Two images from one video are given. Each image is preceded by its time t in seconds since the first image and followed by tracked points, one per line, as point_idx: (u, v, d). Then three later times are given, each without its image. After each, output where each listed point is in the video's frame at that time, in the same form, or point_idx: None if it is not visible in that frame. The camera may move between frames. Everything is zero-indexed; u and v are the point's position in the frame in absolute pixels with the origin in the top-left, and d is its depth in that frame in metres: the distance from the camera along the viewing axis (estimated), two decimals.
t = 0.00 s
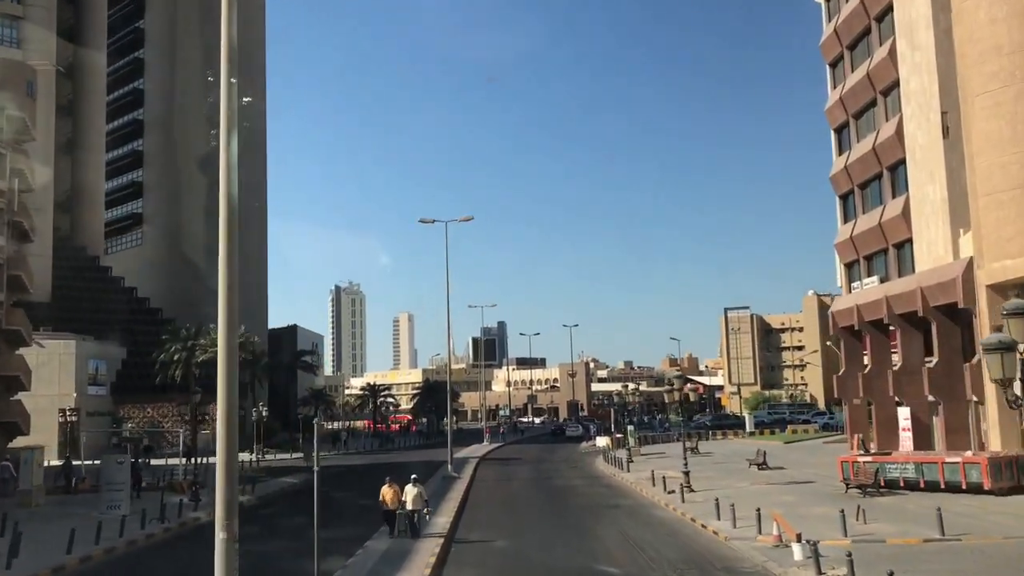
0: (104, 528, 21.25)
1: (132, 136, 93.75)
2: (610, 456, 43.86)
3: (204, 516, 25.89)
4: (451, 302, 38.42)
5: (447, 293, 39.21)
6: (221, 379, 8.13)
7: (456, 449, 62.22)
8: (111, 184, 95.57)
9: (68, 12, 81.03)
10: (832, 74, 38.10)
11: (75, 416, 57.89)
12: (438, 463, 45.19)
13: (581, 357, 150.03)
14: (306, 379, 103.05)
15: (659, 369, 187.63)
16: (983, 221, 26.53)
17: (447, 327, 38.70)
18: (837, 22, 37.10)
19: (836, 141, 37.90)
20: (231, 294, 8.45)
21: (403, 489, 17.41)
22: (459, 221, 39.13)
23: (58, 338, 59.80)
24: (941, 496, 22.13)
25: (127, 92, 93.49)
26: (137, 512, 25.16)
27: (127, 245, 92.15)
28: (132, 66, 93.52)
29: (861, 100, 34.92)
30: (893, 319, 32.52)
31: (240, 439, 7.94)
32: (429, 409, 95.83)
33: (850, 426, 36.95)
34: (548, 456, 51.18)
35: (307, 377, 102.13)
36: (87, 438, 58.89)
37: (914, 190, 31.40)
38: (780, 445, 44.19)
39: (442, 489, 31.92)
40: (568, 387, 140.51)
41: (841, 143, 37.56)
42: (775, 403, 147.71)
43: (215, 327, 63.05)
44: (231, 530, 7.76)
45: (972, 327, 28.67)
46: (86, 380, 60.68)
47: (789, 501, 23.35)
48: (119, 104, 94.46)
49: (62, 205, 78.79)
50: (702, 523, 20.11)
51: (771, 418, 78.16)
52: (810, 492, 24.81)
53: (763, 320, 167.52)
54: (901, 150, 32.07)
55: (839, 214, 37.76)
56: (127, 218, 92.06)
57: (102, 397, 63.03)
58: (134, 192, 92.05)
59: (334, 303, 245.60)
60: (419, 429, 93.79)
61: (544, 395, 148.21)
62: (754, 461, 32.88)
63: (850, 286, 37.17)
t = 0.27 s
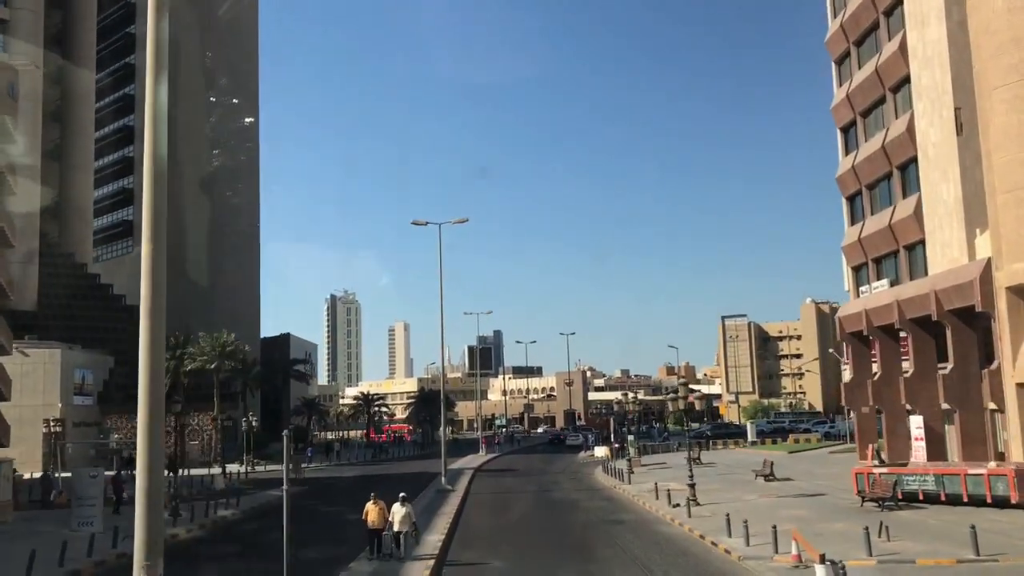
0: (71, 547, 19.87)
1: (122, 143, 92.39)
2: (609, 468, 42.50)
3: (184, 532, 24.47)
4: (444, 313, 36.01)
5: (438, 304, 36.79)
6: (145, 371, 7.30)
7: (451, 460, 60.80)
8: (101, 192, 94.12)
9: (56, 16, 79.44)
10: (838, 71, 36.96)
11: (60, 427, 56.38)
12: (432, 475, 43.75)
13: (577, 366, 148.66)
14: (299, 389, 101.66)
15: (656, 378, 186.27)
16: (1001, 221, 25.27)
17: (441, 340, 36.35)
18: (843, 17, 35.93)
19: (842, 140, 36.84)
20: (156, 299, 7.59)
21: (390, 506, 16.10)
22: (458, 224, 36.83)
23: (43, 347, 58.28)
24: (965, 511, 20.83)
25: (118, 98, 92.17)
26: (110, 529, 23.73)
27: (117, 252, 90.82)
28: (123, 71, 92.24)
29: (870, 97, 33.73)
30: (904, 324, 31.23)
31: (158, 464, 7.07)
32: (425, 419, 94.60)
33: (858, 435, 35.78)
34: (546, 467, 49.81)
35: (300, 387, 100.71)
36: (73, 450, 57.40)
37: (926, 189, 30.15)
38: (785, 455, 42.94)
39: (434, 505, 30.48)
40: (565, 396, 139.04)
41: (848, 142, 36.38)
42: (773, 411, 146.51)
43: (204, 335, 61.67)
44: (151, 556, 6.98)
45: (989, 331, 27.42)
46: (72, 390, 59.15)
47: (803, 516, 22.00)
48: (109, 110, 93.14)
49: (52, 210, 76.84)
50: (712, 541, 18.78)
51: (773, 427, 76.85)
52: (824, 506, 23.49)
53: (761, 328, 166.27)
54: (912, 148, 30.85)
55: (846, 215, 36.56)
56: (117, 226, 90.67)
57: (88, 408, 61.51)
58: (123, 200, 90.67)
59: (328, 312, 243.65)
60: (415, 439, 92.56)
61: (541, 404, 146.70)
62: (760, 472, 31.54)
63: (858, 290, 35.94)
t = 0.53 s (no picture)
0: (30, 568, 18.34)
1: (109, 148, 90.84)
2: (608, 478, 41.03)
3: (158, 548, 22.91)
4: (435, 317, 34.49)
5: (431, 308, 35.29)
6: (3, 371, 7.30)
7: (445, 471, 59.33)
8: (89, 197, 92.59)
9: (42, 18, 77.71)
10: (845, 67, 35.71)
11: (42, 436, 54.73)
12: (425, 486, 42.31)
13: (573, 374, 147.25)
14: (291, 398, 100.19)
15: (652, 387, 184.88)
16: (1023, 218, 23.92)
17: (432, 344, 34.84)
18: (851, 10, 34.67)
19: (849, 138, 35.57)
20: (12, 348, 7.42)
21: (372, 524, 14.65)
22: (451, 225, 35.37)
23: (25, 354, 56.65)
24: (992, 525, 19.48)
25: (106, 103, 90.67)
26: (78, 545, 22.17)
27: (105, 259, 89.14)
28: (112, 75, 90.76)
29: (879, 92, 32.45)
30: (918, 328, 29.82)
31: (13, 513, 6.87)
32: (419, 428, 93.17)
33: (867, 443, 34.47)
34: (542, 477, 48.38)
35: (292, 396, 99.20)
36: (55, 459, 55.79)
37: (941, 186, 28.81)
38: (789, 465, 41.56)
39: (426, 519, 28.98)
40: (561, 405, 137.54)
41: (856, 140, 35.07)
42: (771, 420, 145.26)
43: (191, 341, 60.17)
44: None
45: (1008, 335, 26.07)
46: (55, 398, 57.50)
47: (818, 531, 20.60)
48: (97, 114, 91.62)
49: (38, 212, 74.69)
50: (725, 559, 17.35)
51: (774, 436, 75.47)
52: (840, 520, 22.09)
53: (759, 336, 165.14)
54: (925, 145, 29.51)
55: (853, 215, 35.26)
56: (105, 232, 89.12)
57: (71, 416, 59.88)
58: (112, 206, 89.19)
59: (323, 321, 242.04)
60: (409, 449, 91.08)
61: (536, 413, 145.20)
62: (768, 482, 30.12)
63: (867, 293, 34.62)
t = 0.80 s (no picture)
0: None
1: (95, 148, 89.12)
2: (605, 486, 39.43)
3: (124, 561, 21.27)
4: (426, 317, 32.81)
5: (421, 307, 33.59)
6: None
7: (436, 477, 57.67)
8: (75, 198, 90.77)
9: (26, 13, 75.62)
10: (854, 59, 34.34)
11: (20, 441, 52.99)
12: (414, 494, 40.85)
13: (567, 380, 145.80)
14: (280, 403, 98.67)
15: (646, 393, 183.62)
16: None
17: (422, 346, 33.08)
18: None
19: (858, 131, 34.18)
20: None
21: (348, 543, 13.15)
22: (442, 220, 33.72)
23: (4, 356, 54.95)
24: None
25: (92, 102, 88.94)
26: (34, 559, 20.51)
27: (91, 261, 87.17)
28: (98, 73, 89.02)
29: (890, 83, 31.02)
30: (933, 329, 28.44)
31: None
32: (410, 433, 91.69)
33: (876, 449, 33.06)
34: (536, 484, 46.73)
35: (282, 400, 97.68)
36: (34, 465, 54.04)
37: (956, 179, 27.32)
38: (793, 473, 39.99)
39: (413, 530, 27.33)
40: (555, 410, 135.97)
41: (864, 134, 33.72)
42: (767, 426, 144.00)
43: (176, 344, 58.55)
44: None
45: None
46: (35, 402, 55.76)
47: (837, 545, 19.04)
48: (83, 114, 89.92)
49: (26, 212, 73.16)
50: None
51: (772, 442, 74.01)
52: (858, 534, 20.54)
53: (755, 341, 164.06)
54: (939, 136, 28.04)
55: (862, 212, 33.91)
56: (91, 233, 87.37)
57: (52, 421, 58.17)
58: (99, 207, 87.42)
59: (316, 326, 240.39)
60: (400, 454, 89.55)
61: (530, 418, 143.64)
62: (775, 491, 28.56)
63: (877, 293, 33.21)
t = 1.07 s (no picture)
0: None
1: (80, 146, 87.32)
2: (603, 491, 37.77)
3: None
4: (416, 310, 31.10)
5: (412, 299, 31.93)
6: None
7: (427, 481, 56.00)
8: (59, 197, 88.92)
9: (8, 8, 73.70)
10: (863, 45, 32.95)
11: None
12: (403, 499, 39.38)
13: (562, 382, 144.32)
14: (270, 405, 97.11)
15: (641, 396, 182.17)
16: None
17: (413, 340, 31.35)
18: None
19: (866, 121, 32.78)
20: None
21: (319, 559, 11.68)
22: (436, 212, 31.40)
23: None
24: None
25: (78, 99, 87.16)
26: None
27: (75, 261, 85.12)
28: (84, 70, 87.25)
29: (902, 69, 29.61)
30: (948, 326, 27.01)
31: None
32: (401, 435, 90.41)
33: (886, 453, 31.67)
34: (531, 489, 45.10)
35: (272, 402, 96.26)
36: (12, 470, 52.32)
37: (974, 168, 25.83)
38: (798, 477, 38.41)
39: (400, 539, 25.68)
40: (549, 413, 134.30)
41: (873, 124, 32.33)
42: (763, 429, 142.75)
43: (159, 344, 56.88)
44: None
45: None
46: (14, 404, 54.03)
47: (859, 557, 17.52)
48: (68, 111, 88.06)
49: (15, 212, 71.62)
50: None
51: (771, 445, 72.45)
52: (878, 544, 19.07)
53: (750, 343, 162.84)
54: (955, 123, 26.58)
55: (870, 205, 32.52)
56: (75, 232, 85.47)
57: (32, 424, 56.42)
58: (83, 205, 85.57)
59: (308, 329, 238.41)
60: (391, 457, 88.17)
61: (524, 421, 141.95)
62: (783, 497, 27.08)
63: (886, 289, 31.80)
